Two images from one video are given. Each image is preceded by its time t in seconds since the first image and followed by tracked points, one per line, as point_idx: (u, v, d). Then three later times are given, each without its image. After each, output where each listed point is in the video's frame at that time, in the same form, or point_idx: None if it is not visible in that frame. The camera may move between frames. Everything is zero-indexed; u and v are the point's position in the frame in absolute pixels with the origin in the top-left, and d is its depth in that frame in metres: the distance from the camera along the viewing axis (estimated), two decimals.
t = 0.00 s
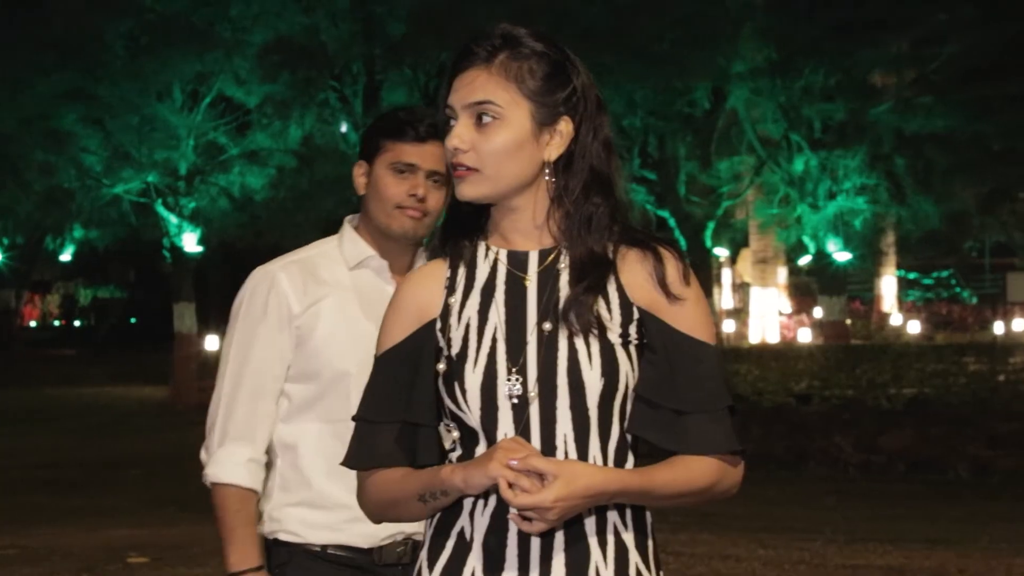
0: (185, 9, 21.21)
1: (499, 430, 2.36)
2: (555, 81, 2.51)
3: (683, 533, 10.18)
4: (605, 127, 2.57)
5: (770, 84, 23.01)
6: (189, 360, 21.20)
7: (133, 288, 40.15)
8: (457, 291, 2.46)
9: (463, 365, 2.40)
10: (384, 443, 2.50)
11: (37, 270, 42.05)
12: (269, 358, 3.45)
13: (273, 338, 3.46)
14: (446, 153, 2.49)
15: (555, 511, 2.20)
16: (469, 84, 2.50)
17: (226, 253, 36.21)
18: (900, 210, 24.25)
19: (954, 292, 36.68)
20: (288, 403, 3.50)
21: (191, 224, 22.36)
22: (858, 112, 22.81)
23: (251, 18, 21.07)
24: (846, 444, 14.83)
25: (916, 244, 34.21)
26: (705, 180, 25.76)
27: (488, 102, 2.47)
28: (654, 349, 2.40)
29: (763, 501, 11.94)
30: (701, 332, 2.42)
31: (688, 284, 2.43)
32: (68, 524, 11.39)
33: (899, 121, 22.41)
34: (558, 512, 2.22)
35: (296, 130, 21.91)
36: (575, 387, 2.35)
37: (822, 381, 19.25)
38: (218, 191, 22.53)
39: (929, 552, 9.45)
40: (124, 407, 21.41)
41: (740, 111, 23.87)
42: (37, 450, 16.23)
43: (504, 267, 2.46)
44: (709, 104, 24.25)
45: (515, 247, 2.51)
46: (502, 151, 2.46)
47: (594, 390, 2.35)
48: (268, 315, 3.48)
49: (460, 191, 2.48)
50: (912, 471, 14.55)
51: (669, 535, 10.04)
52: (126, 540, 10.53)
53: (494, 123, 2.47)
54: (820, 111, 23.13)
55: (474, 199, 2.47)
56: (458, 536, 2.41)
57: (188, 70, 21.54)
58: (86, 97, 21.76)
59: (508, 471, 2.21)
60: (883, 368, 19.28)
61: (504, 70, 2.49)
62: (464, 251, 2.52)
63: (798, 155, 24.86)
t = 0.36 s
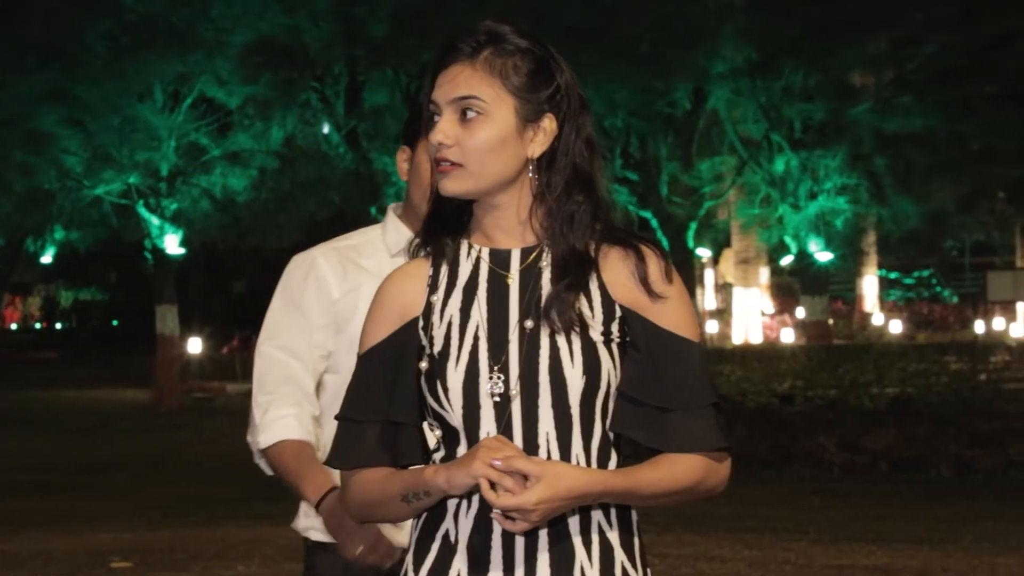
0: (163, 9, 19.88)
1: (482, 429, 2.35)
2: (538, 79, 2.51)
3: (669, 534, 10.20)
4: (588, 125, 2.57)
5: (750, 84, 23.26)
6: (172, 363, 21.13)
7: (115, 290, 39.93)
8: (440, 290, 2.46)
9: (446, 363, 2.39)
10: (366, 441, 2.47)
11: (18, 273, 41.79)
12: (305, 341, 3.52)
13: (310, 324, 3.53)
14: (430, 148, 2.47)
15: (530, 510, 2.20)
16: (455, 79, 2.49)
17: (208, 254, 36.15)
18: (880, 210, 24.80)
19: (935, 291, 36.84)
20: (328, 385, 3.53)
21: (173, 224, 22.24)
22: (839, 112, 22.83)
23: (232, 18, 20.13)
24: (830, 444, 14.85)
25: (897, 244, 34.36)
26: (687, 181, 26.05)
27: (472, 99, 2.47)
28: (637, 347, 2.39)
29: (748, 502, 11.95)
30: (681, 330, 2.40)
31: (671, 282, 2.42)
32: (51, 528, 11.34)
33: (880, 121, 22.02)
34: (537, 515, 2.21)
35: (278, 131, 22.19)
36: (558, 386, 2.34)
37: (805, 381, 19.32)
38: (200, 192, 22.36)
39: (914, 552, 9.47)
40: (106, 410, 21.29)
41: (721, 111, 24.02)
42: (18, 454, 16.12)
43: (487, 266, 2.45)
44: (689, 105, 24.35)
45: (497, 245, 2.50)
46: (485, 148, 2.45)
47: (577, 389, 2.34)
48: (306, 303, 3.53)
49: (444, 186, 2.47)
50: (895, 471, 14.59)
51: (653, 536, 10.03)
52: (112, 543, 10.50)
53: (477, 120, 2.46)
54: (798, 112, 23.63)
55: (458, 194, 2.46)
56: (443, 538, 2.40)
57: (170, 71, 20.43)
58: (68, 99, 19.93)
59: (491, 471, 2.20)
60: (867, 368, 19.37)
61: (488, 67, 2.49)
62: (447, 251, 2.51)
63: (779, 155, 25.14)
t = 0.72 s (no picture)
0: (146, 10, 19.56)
1: (468, 429, 2.36)
2: (522, 79, 2.52)
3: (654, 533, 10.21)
4: (573, 125, 2.59)
5: (733, 85, 23.39)
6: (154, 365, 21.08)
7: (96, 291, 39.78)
8: (426, 290, 2.46)
9: (431, 364, 2.39)
10: (352, 440, 2.47)
11: None
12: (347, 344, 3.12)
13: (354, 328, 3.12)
14: (415, 153, 2.48)
15: (504, 510, 2.21)
16: (438, 83, 2.50)
17: (191, 254, 36.06)
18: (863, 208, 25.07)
19: (916, 290, 37.02)
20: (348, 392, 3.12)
21: (155, 226, 20.56)
22: (821, 111, 22.85)
23: (214, 19, 19.98)
24: (813, 443, 14.90)
25: (878, 243, 34.52)
26: (670, 181, 26.38)
27: (456, 101, 2.48)
28: (622, 348, 2.41)
29: (731, 500, 11.99)
30: (668, 328, 2.42)
31: (656, 283, 2.45)
32: (32, 529, 11.30)
33: (861, 120, 22.15)
34: (515, 517, 2.22)
35: (260, 133, 21.24)
36: (543, 387, 2.35)
37: (787, 380, 19.46)
38: (184, 193, 20.74)
39: (898, 550, 9.51)
40: (87, 412, 21.16)
41: (703, 111, 24.16)
42: None
43: (472, 266, 2.46)
44: (672, 105, 24.48)
45: (483, 246, 2.51)
46: (470, 150, 2.46)
47: (562, 391, 2.35)
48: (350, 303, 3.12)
49: (427, 189, 2.49)
50: (878, 469, 14.58)
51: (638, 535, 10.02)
52: (95, 544, 10.49)
53: (461, 122, 2.47)
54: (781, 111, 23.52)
55: (442, 197, 2.47)
56: (428, 539, 2.41)
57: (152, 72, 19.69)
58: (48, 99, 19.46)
59: (475, 470, 2.21)
60: (848, 366, 19.55)
61: (472, 68, 2.50)
62: (433, 252, 2.52)
63: (760, 155, 25.15)
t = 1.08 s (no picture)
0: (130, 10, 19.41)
1: (455, 429, 2.37)
2: (513, 78, 2.53)
3: (639, 534, 10.22)
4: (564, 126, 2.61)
5: (717, 86, 23.31)
6: (139, 366, 21.01)
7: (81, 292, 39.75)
8: (414, 289, 2.47)
9: (419, 363, 2.40)
10: (340, 439, 2.48)
11: None
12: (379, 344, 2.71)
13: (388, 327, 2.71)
14: (406, 151, 2.50)
15: (487, 506, 2.21)
16: (428, 83, 2.52)
17: (176, 255, 35.95)
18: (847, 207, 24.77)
19: (901, 290, 37.10)
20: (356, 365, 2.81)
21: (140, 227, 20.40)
22: (806, 111, 22.87)
23: (197, 19, 19.87)
24: (798, 443, 14.92)
25: (863, 242, 34.60)
26: (655, 180, 26.43)
27: (447, 98, 2.49)
28: (610, 347, 2.41)
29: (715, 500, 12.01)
30: (654, 328, 2.43)
31: (644, 283, 2.45)
32: (16, 532, 11.26)
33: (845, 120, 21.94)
34: (504, 512, 2.23)
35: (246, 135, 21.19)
36: (533, 389, 2.36)
37: (772, 380, 19.54)
38: (168, 195, 20.58)
39: (882, 549, 9.52)
40: (71, 414, 21.10)
41: (687, 110, 24.22)
42: None
43: (461, 265, 2.47)
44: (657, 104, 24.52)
45: (472, 245, 2.52)
46: (459, 149, 2.47)
47: (549, 389, 2.36)
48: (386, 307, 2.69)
49: (417, 186, 2.49)
50: (864, 469, 14.63)
51: (623, 535, 10.02)
52: (80, 547, 10.45)
53: (452, 120, 2.48)
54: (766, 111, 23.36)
55: (434, 195, 2.48)
56: (415, 538, 2.40)
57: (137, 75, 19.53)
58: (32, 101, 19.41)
59: (461, 468, 2.21)
60: (833, 366, 19.64)
61: (462, 67, 2.51)
62: (422, 250, 2.53)
63: (745, 155, 25.01)
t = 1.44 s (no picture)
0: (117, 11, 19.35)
1: (449, 430, 2.41)
2: (505, 82, 2.55)
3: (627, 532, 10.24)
4: (557, 129, 2.64)
5: (705, 86, 23.38)
6: (127, 367, 20.98)
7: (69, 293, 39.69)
8: (408, 291, 2.51)
9: (412, 366, 2.44)
10: (335, 441, 2.52)
11: None
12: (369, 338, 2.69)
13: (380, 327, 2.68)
14: (397, 153, 2.52)
15: (482, 502, 2.25)
16: (420, 86, 2.54)
17: (163, 256, 35.87)
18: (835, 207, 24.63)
19: (888, 289, 37.16)
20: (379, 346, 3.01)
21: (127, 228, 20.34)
22: (793, 111, 22.90)
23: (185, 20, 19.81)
24: (786, 442, 14.94)
25: (850, 242, 34.65)
26: (642, 181, 25.94)
27: (438, 103, 2.51)
28: (601, 349, 2.45)
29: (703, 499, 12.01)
30: (641, 329, 2.46)
31: (637, 286, 2.48)
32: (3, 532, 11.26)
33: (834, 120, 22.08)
34: (501, 513, 2.27)
35: (233, 135, 21.10)
36: (527, 394, 2.40)
37: (760, 379, 19.58)
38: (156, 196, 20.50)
39: (869, 548, 9.54)
40: (59, 415, 21.06)
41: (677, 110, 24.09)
42: None
43: (454, 267, 2.51)
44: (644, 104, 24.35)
45: (464, 247, 2.55)
46: (450, 151, 2.50)
47: (543, 391, 2.40)
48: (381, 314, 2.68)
49: (408, 189, 2.53)
50: (851, 468, 14.66)
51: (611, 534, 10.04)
52: (67, 548, 10.42)
53: (444, 124, 2.51)
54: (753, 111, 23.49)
55: (424, 198, 2.51)
56: (409, 539, 2.47)
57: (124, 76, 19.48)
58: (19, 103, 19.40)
59: (450, 473, 2.27)
60: (821, 365, 19.70)
61: (454, 70, 2.53)
62: (415, 252, 2.56)
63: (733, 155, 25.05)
